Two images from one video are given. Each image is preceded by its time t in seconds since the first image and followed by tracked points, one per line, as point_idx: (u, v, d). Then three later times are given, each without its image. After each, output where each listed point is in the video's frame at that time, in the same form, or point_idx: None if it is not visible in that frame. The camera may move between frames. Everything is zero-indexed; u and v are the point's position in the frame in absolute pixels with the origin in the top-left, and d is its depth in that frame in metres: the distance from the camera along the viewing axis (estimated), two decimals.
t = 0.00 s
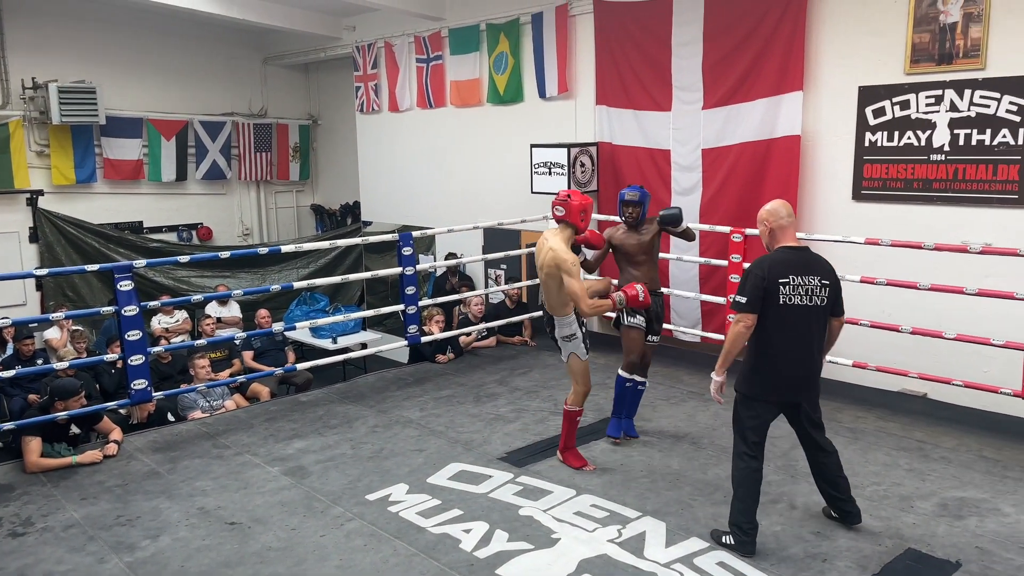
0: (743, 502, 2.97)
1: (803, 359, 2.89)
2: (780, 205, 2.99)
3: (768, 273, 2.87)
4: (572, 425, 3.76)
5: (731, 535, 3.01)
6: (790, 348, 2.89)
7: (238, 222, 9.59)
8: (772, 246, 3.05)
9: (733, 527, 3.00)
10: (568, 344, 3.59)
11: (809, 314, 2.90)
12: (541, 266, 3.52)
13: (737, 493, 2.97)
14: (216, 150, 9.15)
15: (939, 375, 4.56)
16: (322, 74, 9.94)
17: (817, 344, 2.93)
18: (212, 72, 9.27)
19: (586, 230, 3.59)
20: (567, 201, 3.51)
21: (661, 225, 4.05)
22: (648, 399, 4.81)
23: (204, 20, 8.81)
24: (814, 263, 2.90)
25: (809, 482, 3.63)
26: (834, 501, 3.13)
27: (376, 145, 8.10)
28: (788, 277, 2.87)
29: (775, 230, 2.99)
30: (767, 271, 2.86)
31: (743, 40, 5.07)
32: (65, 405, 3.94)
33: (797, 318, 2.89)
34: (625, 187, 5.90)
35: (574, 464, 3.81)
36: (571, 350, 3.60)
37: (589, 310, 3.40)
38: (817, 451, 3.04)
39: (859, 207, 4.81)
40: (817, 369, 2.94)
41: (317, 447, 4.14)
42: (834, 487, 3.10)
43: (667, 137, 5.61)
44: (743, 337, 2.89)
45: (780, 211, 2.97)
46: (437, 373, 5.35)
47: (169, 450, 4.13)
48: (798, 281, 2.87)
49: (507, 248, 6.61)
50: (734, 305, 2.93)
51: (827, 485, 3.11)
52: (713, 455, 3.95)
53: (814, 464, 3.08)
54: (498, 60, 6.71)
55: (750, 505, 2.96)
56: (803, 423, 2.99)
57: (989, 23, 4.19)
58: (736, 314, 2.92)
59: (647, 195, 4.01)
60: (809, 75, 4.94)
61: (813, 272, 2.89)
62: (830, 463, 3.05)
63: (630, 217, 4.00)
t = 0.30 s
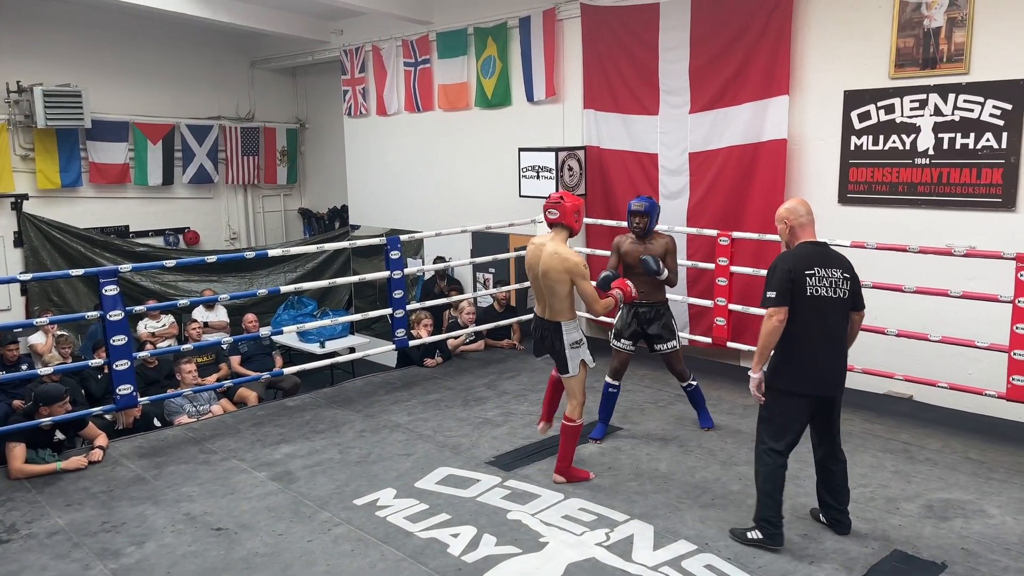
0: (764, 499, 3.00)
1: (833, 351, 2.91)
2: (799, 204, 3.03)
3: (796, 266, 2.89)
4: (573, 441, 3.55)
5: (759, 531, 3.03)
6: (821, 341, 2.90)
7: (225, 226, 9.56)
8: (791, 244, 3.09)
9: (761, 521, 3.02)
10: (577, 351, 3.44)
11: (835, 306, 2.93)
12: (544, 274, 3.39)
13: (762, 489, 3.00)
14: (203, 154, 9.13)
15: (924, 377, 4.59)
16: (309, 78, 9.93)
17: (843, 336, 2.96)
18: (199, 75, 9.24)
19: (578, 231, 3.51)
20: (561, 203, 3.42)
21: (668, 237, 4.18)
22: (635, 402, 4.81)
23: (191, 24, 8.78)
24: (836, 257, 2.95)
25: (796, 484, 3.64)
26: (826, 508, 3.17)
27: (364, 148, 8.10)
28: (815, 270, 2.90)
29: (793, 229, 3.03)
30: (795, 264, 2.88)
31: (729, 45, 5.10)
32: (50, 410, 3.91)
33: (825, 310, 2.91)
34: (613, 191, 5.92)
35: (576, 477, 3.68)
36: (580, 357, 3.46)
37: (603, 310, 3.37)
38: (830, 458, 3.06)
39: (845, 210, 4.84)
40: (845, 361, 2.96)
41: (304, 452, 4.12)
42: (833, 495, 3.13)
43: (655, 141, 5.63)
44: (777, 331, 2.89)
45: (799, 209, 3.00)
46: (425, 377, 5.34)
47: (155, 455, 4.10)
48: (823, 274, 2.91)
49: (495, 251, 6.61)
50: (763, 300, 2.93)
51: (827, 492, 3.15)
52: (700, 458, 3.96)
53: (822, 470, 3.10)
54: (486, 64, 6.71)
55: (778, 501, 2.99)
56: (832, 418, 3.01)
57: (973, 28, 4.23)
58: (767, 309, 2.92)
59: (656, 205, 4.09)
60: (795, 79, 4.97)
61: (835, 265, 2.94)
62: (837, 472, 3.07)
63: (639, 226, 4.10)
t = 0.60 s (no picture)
0: (799, 497, 3.08)
1: (836, 349, 2.96)
2: (795, 203, 3.03)
3: (796, 269, 2.91)
4: (561, 445, 3.56)
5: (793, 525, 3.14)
6: (824, 341, 2.94)
7: (216, 230, 9.53)
8: (787, 243, 3.10)
9: (794, 519, 3.12)
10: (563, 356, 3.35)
11: (835, 305, 2.96)
12: (534, 271, 3.29)
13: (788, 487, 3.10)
14: (194, 157, 9.11)
15: (915, 377, 4.60)
16: (301, 81, 9.91)
17: (844, 332, 3.01)
18: (190, 78, 9.22)
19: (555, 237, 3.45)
20: (537, 207, 3.36)
21: (674, 227, 4.24)
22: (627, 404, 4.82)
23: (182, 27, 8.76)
24: (835, 256, 2.97)
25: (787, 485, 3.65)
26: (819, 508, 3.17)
27: (356, 151, 8.08)
28: (815, 272, 2.92)
29: (790, 229, 3.03)
30: (794, 267, 2.90)
31: (719, 48, 5.12)
32: (40, 414, 3.89)
33: (826, 310, 2.95)
34: (604, 193, 5.93)
35: (568, 480, 3.68)
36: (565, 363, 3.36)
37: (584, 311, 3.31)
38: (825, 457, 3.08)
39: (836, 212, 4.86)
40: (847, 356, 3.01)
41: (296, 455, 4.11)
42: (826, 494, 3.13)
43: (646, 143, 5.64)
44: (779, 335, 2.93)
45: (796, 209, 3.01)
46: (417, 380, 5.33)
47: (146, 459, 4.08)
48: (824, 275, 2.93)
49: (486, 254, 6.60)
50: (765, 304, 2.96)
51: (820, 492, 3.15)
52: (693, 459, 3.97)
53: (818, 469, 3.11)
54: (477, 67, 6.72)
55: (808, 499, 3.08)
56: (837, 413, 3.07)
57: (961, 30, 4.25)
58: (768, 313, 2.95)
59: (662, 195, 4.19)
60: (785, 81, 4.99)
61: (835, 265, 2.96)
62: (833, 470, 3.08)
63: (645, 217, 4.20)
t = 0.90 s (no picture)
0: (795, 500, 3.08)
1: (828, 351, 2.98)
2: (785, 207, 3.04)
3: (788, 276, 2.90)
4: (547, 457, 3.32)
5: (790, 526, 3.14)
6: (818, 343, 2.96)
7: (212, 232, 9.52)
8: (779, 245, 3.10)
9: (789, 519, 3.13)
10: (545, 361, 3.27)
11: (828, 307, 2.97)
12: (517, 270, 3.27)
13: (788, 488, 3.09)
14: (190, 159, 9.11)
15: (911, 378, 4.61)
16: (297, 83, 9.91)
17: (836, 332, 3.02)
18: (186, 80, 9.21)
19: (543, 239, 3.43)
20: (524, 208, 3.35)
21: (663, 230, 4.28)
22: (624, 405, 4.82)
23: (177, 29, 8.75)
24: (826, 258, 2.97)
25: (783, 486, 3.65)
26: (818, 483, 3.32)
27: (353, 153, 8.08)
28: (807, 277, 2.92)
29: (781, 232, 3.03)
30: (786, 274, 2.89)
31: (714, 50, 5.14)
32: (35, 418, 3.88)
33: (819, 314, 2.95)
34: (600, 194, 5.94)
35: (552, 505, 3.37)
36: (548, 369, 3.28)
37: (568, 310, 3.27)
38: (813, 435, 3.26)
39: (831, 213, 4.87)
40: (841, 353, 3.04)
41: (292, 458, 4.11)
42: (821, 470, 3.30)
43: (642, 145, 5.65)
44: (772, 341, 2.94)
45: (785, 212, 3.01)
46: (414, 382, 5.33)
47: (142, 462, 4.08)
48: (815, 278, 2.93)
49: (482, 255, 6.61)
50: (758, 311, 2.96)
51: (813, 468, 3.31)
52: (689, 460, 3.97)
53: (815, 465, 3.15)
54: (473, 69, 6.72)
55: (807, 500, 3.08)
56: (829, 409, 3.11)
57: (956, 31, 4.27)
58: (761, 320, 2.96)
59: (649, 199, 4.20)
60: (780, 82, 5.00)
61: (825, 266, 2.96)
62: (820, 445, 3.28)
63: (632, 221, 4.21)
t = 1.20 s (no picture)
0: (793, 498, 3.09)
1: (834, 350, 3.04)
2: (795, 207, 3.06)
3: (807, 276, 2.93)
4: (530, 480, 3.23)
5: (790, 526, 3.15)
6: (826, 342, 3.01)
7: (212, 233, 9.53)
8: (787, 246, 3.12)
9: (789, 518, 3.14)
10: (542, 369, 3.26)
11: (836, 308, 3.03)
12: (517, 277, 3.29)
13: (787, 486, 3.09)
14: (190, 161, 9.12)
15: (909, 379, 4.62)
16: (296, 85, 9.92)
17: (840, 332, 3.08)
18: (186, 82, 9.23)
19: (556, 248, 3.45)
20: (538, 215, 3.38)
21: (664, 236, 4.24)
22: (624, 406, 4.83)
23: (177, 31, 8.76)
24: (839, 261, 3.02)
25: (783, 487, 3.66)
26: (822, 490, 3.40)
27: (352, 155, 8.09)
28: (824, 278, 2.96)
29: (791, 232, 3.05)
30: (806, 274, 2.92)
31: (713, 52, 5.15)
32: (36, 420, 3.88)
33: (829, 314, 3.01)
34: (600, 196, 5.95)
35: (535, 522, 3.29)
36: (544, 378, 3.27)
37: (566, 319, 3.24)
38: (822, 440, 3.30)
39: (830, 214, 4.89)
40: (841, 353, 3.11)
41: (293, 459, 4.11)
42: (828, 475, 3.37)
43: (641, 147, 5.66)
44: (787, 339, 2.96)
45: (796, 213, 3.03)
46: (414, 383, 5.34)
47: (143, 464, 4.08)
48: (830, 279, 2.97)
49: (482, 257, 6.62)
50: (774, 307, 2.97)
51: (821, 472, 3.38)
52: (689, 461, 3.98)
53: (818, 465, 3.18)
54: (473, 71, 6.73)
55: (806, 499, 3.09)
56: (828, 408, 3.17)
57: (954, 33, 4.28)
58: (776, 317, 2.97)
59: (656, 206, 4.14)
60: (779, 84, 5.01)
61: (837, 268, 3.01)
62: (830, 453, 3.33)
63: (637, 228, 4.16)
